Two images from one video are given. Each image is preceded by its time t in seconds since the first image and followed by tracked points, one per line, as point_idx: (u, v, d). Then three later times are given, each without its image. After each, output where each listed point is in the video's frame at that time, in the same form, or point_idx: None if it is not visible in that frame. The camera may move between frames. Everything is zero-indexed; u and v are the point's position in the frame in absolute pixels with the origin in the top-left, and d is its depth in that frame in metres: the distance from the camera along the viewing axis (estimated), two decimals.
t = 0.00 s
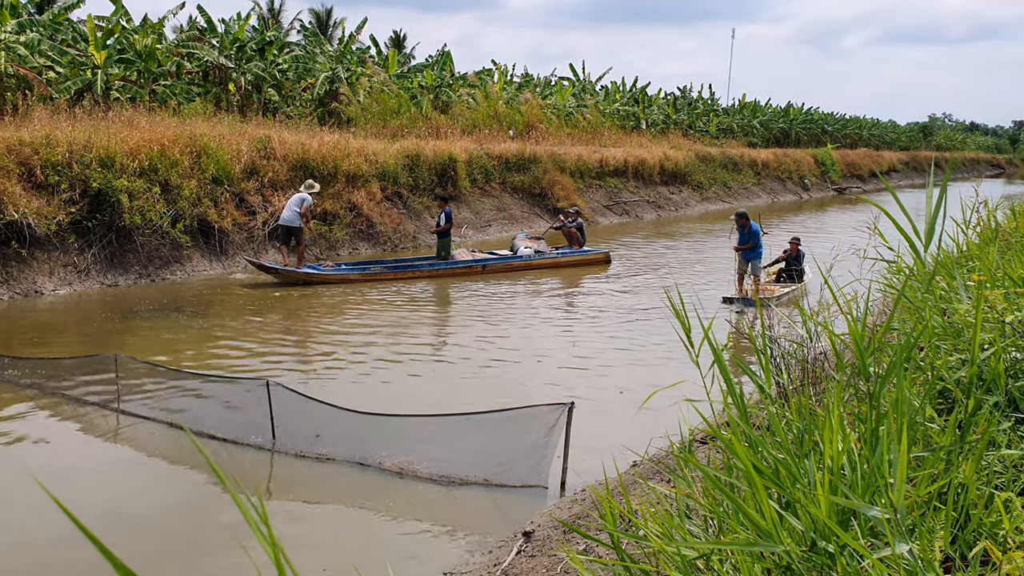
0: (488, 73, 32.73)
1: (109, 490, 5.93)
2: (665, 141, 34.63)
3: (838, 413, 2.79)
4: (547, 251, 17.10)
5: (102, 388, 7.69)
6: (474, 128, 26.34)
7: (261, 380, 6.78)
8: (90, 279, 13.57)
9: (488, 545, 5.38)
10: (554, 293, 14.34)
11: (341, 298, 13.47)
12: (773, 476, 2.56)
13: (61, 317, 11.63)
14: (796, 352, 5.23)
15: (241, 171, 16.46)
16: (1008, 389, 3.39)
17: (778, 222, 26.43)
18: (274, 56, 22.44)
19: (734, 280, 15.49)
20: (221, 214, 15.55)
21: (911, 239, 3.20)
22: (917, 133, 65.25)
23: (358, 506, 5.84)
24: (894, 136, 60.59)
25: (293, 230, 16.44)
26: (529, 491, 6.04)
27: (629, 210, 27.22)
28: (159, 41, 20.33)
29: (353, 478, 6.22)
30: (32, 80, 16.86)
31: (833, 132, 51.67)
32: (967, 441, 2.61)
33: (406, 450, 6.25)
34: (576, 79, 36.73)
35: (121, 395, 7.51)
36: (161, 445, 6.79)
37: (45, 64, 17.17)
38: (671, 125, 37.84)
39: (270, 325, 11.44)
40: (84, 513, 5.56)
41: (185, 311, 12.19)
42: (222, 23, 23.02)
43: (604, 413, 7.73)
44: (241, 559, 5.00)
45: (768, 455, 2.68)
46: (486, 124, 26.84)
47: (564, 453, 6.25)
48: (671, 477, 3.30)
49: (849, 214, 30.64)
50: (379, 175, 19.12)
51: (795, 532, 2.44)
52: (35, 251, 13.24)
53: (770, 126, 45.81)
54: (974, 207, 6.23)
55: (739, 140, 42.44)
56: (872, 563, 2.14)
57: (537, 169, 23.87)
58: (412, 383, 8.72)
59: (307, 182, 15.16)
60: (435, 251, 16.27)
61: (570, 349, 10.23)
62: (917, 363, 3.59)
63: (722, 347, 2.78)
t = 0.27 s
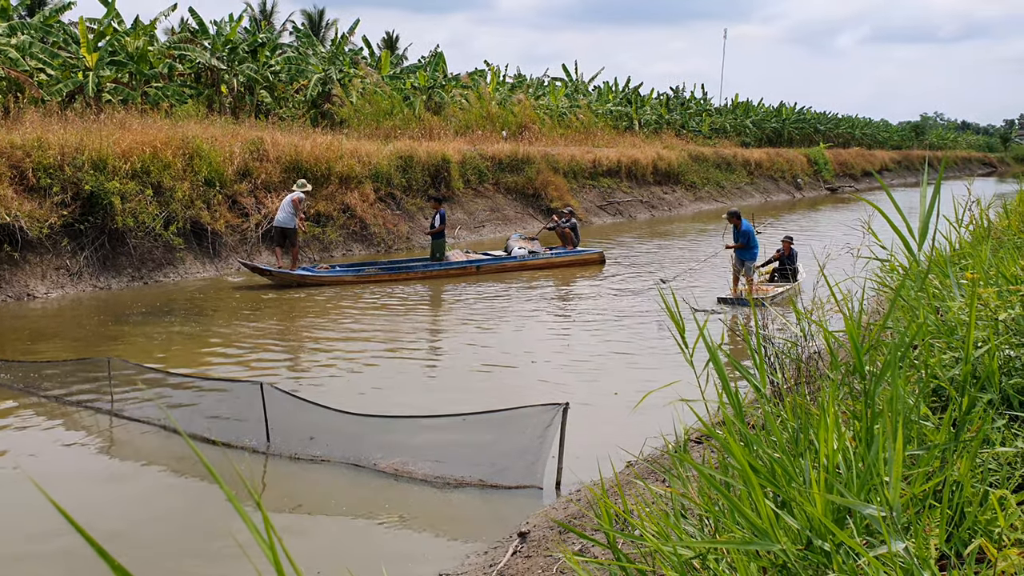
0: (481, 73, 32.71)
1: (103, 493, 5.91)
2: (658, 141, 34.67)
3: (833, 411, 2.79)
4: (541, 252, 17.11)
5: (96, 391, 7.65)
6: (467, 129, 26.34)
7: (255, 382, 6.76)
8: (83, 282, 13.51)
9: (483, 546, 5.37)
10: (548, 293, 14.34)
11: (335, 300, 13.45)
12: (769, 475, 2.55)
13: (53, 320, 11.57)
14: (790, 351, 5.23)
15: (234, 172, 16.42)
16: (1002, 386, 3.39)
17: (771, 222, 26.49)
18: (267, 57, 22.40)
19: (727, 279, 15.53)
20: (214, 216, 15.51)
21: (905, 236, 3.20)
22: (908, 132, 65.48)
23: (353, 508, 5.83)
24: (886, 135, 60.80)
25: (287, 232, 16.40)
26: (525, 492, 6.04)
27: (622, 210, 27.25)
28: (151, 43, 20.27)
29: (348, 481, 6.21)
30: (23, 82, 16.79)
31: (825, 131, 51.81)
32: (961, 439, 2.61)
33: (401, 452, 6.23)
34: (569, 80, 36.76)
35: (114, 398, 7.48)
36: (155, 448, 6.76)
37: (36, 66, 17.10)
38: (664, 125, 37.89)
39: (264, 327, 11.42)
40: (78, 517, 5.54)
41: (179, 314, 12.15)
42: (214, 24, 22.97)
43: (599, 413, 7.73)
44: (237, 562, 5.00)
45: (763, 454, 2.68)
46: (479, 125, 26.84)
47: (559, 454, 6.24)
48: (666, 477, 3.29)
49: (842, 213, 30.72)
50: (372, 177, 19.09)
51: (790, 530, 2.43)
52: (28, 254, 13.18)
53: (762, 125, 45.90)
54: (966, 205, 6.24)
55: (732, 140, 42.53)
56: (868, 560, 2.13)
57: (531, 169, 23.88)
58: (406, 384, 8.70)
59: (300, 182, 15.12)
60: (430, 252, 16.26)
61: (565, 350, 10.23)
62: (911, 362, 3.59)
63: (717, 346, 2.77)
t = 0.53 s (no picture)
0: (475, 75, 32.71)
1: (98, 495, 5.90)
2: (653, 142, 34.69)
3: (828, 411, 2.79)
4: (536, 253, 17.10)
5: (90, 394, 7.63)
6: (462, 130, 26.34)
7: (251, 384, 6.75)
8: (77, 285, 13.48)
9: (479, 547, 5.37)
10: (544, 294, 14.34)
11: (330, 302, 13.42)
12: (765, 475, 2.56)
13: (47, 323, 11.55)
14: (785, 352, 5.23)
15: (229, 174, 16.39)
16: (996, 386, 3.40)
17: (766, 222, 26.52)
18: (261, 59, 22.37)
19: (722, 280, 15.56)
20: (209, 219, 15.48)
21: (899, 237, 3.20)
22: (903, 132, 65.65)
23: (348, 510, 5.82)
24: (881, 135, 60.94)
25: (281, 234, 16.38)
26: (521, 493, 6.04)
27: (617, 211, 27.26)
28: (145, 45, 20.22)
29: (343, 483, 6.20)
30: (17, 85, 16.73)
31: (820, 132, 51.90)
32: (955, 439, 2.62)
33: (396, 454, 6.22)
34: (564, 81, 36.78)
35: (109, 401, 7.46)
36: (150, 451, 6.75)
37: (29, 69, 17.05)
38: (658, 125, 37.92)
39: (258, 329, 11.41)
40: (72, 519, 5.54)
41: (173, 316, 12.12)
42: (208, 27, 22.94)
43: (595, 414, 7.73)
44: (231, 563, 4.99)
45: (758, 454, 2.68)
46: (474, 126, 26.84)
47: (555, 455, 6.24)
48: (662, 478, 3.29)
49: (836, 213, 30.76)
50: (367, 178, 19.07)
51: (785, 530, 2.44)
52: (21, 257, 13.15)
53: (757, 126, 45.96)
54: (960, 205, 6.24)
55: (726, 140, 42.59)
56: (863, 560, 2.14)
57: (525, 170, 23.88)
58: (402, 386, 8.68)
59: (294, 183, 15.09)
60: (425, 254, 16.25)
61: (560, 351, 10.22)
62: (905, 362, 3.60)
63: (712, 347, 2.77)
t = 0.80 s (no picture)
0: (473, 75, 32.71)
1: (95, 496, 5.90)
2: (650, 143, 34.72)
3: (825, 413, 2.79)
4: (534, 254, 17.11)
5: (87, 395, 7.61)
6: (459, 131, 26.35)
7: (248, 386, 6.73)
8: (74, 286, 13.46)
9: (476, 548, 5.37)
10: (541, 295, 14.34)
11: (327, 303, 13.42)
12: (761, 476, 2.56)
13: (44, 324, 11.54)
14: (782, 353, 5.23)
15: (226, 175, 16.38)
16: (994, 387, 3.41)
17: (763, 223, 26.54)
18: (258, 60, 22.37)
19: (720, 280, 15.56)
20: (206, 220, 15.47)
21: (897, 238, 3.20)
22: (900, 133, 65.75)
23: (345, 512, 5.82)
24: (878, 135, 61.02)
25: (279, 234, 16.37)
26: (518, 494, 6.03)
27: (615, 212, 27.28)
28: (142, 46, 20.20)
29: (340, 484, 6.19)
30: (14, 86, 16.71)
31: (817, 132, 51.97)
32: (953, 439, 2.62)
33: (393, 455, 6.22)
34: (561, 82, 36.80)
35: (106, 402, 7.45)
36: (146, 452, 6.74)
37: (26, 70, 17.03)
38: (656, 126, 37.95)
39: (256, 330, 11.40)
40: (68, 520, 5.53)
41: (171, 317, 12.11)
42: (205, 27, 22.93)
43: (593, 415, 7.73)
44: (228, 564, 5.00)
45: (755, 455, 2.68)
46: (472, 127, 26.85)
47: (552, 455, 6.23)
48: (659, 479, 3.29)
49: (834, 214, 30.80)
50: (365, 179, 19.07)
51: (782, 531, 2.44)
52: (19, 259, 13.13)
53: (754, 127, 46.00)
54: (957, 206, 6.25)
55: (724, 141, 42.63)
56: (860, 561, 2.14)
57: (523, 171, 23.89)
58: (399, 387, 8.67)
59: (291, 184, 15.08)
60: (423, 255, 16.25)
61: (557, 352, 10.22)
62: (902, 363, 3.61)
63: (709, 349, 2.77)
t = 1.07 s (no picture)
0: (472, 77, 32.71)
1: (94, 500, 5.90)
2: (649, 144, 34.73)
3: (823, 414, 2.79)
4: (533, 256, 17.11)
5: (85, 397, 7.61)
6: (458, 133, 26.36)
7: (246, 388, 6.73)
8: (74, 288, 13.45)
9: (475, 550, 5.37)
10: (540, 297, 14.34)
11: (326, 304, 13.42)
12: (759, 478, 2.56)
13: (43, 326, 11.53)
14: (782, 354, 5.23)
15: (225, 177, 16.40)
16: (991, 388, 3.41)
17: (762, 224, 26.56)
18: (258, 62, 22.39)
19: (719, 282, 15.57)
20: (205, 222, 15.47)
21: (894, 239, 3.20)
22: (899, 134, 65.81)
23: (344, 514, 5.82)
24: (877, 137, 61.04)
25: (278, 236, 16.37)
26: (517, 496, 6.04)
27: (614, 214, 27.29)
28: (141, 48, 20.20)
29: (339, 486, 6.19)
30: (13, 88, 16.71)
31: (816, 134, 52.00)
32: (950, 441, 2.63)
33: (392, 457, 6.21)
34: (561, 84, 36.81)
35: (105, 405, 7.44)
36: (145, 455, 6.73)
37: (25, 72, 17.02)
38: (655, 128, 37.96)
39: (255, 332, 11.40)
40: (67, 524, 5.54)
41: (170, 319, 12.11)
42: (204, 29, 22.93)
43: (591, 416, 7.73)
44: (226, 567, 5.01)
45: (753, 458, 2.68)
46: (471, 129, 26.86)
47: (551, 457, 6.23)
48: (657, 481, 3.29)
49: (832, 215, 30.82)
50: (364, 181, 19.07)
51: (780, 533, 2.44)
52: (18, 261, 13.13)
53: (754, 128, 46.03)
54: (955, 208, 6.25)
55: (723, 143, 42.66)
56: (858, 563, 2.14)
57: (522, 173, 23.91)
58: (399, 389, 8.68)
59: (290, 185, 15.09)
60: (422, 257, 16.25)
61: (556, 354, 10.22)
62: (900, 365, 3.60)
63: (707, 351, 2.76)
